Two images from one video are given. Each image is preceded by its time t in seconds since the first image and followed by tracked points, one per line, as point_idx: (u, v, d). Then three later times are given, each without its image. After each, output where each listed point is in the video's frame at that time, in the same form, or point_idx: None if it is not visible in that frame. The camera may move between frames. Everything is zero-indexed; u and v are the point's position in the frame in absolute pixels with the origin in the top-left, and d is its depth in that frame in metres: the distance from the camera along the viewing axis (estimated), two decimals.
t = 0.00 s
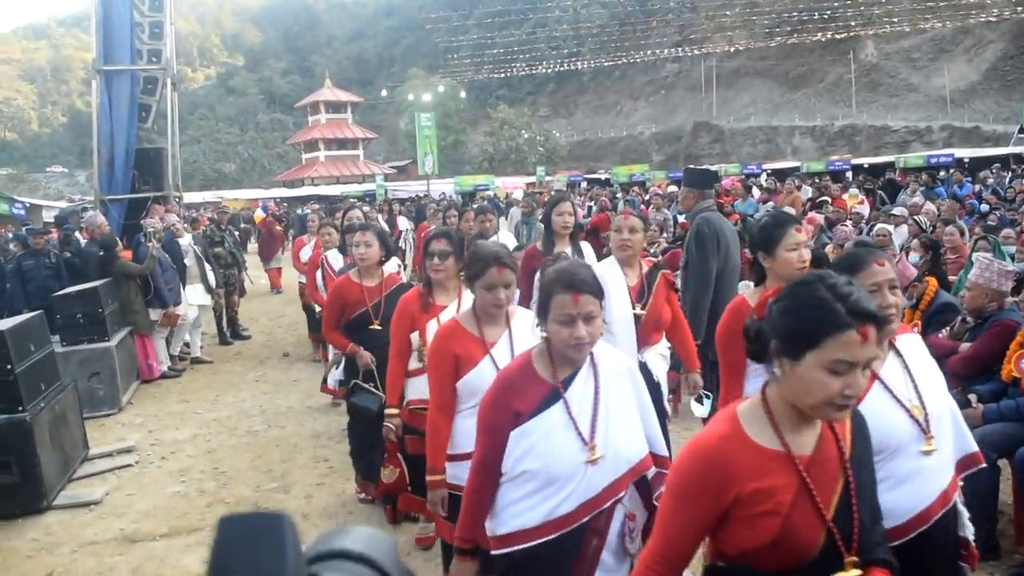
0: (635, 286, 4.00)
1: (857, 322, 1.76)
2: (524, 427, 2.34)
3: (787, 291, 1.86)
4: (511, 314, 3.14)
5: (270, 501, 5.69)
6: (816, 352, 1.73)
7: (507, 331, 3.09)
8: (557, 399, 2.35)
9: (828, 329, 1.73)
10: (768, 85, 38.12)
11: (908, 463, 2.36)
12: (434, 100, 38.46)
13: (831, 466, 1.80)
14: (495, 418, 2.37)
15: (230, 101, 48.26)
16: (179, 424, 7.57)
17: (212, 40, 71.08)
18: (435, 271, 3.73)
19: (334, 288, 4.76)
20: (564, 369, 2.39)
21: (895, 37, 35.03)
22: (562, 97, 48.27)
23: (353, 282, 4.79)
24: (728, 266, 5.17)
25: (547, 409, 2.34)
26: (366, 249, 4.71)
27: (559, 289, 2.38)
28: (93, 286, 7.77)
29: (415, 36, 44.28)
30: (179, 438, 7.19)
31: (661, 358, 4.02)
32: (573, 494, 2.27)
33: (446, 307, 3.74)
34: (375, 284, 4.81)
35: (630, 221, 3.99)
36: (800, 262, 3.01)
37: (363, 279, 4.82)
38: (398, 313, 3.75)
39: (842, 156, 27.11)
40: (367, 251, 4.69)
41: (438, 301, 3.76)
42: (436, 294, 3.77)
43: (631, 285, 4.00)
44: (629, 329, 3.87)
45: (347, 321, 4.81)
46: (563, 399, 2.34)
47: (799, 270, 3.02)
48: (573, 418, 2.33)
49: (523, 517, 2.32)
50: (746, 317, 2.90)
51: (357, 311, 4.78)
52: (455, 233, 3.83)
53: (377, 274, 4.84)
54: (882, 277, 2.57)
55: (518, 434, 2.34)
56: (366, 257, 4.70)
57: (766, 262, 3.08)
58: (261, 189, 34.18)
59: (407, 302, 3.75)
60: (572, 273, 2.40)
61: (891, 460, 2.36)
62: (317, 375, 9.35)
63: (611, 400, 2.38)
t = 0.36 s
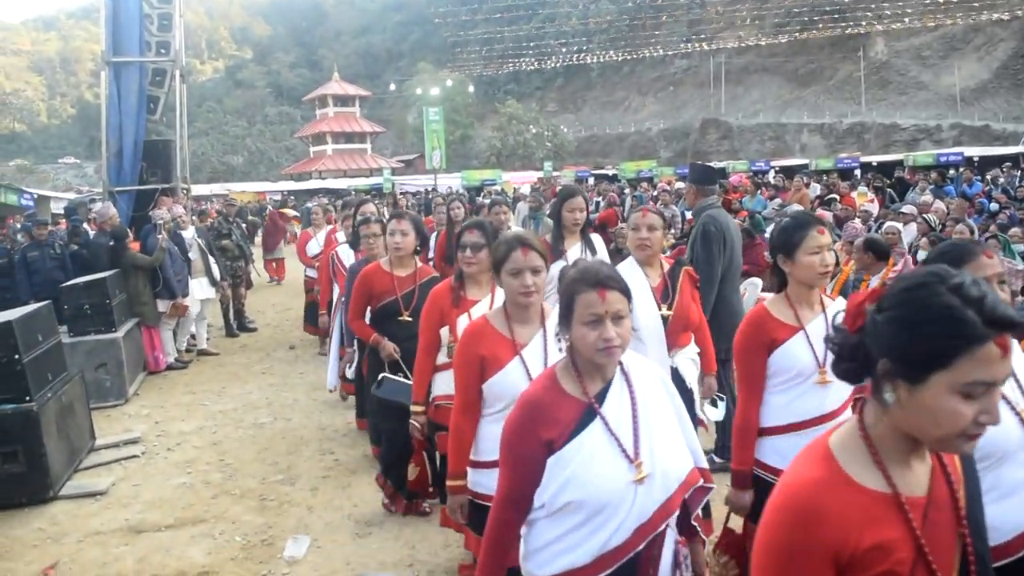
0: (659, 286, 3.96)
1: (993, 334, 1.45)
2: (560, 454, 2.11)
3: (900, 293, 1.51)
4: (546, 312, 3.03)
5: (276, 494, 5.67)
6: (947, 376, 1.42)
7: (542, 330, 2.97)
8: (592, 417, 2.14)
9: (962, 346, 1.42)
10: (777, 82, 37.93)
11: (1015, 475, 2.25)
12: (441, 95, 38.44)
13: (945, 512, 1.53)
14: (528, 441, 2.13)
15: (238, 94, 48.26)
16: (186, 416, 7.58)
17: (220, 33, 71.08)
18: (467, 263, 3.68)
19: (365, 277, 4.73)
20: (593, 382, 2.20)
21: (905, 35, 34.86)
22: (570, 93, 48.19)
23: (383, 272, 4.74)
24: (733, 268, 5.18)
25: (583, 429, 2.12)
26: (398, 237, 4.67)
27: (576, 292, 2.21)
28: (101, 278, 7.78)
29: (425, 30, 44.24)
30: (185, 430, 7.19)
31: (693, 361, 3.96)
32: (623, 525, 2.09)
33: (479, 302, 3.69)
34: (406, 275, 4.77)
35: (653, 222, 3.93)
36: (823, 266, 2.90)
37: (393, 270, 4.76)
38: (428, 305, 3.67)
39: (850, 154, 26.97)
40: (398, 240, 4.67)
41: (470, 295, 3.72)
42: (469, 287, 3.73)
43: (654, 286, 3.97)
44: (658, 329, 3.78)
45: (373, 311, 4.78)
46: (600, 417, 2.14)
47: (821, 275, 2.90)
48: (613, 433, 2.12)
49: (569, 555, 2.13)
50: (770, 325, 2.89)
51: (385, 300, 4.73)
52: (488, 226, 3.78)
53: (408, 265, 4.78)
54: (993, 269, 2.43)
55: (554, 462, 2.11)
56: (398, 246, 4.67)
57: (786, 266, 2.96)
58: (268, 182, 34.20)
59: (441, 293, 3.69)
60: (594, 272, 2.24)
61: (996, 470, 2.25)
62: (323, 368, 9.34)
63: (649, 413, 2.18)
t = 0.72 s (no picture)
0: (688, 292, 3.81)
1: None
2: (600, 489, 1.86)
3: None
4: (562, 329, 2.77)
5: (280, 494, 5.67)
6: None
7: (558, 348, 2.72)
8: (635, 441, 1.88)
9: None
10: (783, 82, 37.83)
11: None
12: (447, 95, 38.47)
13: None
14: (567, 472, 1.86)
15: (244, 94, 48.37)
16: (191, 415, 7.59)
17: (226, 33, 71.22)
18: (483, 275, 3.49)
19: (379, 288, 4.42)
20: (632, 403, 1.94)
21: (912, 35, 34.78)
22: (576, 93, 48.21)
23: (398, 281, 4.44)
24: (734, 271, 5.16)
25: (623, 458, 1.87)
26: (413, 244, 4.38)
27: (619, 303, 1.94)
28: (106, 277, 7.78)
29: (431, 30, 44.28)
30: (191, 430, 7.19)
31: (721, 370, 3.75)
32: (672, 557, 1.86)
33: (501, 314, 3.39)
34: (422, 283, 4.45)
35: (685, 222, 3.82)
36: (865, 276, 2.67)
37: (409, 278, 4.45)
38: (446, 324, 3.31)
39: (855, 154, 26.89)
40: (412, 247, 4.38)
41: (491, 309, 3.43)
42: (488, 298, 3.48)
43: (684, 292, 3.80)
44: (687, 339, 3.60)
45: (390, 325, 4.45)
46: (642, 440, 1.88)
47: (864, 285, 2.67)
48: (658, 461, 1.88)
49: None
50: (807, 337, 2.66)
51: (405, 311, 4.42)
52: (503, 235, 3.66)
53: (423, 271, 4.48)
54: None
55: (598, 493, 1.86)
56: (414, 253, 4.39)
57: (823, 275, 2.74)
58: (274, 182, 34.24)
59: (460, 311, 3.31)
60: (632, 277, 1.97)
61: None
62: (328, 369, 9.33)
63: (694, 434, 1.94)
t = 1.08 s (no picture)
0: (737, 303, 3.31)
1: None
2: (685, 516, 1.67)
3: None
4: (588, 338, 2.58)
5: (289, 494, 5.67)
6: None
7: (588, 361, 2.53)
8: (728, 468, 1.70)
9: None
10: (789, 82, 37.70)
11: None
12: (453, 95, 38.54)
13: None
14: (646, 495, 1.69)
15: (251, 95, 48.43)
16: (199, 416, 7.59)
17: (232, 34, 71.35)
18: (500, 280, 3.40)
19: (395, 292, 4.32)
20: (726, 423, 1.76)
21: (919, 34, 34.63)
22: (582, 93, 48.20)
23: (416, 284, 4.34)
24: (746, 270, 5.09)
25: (717, 481, 1.69)
26: (433, 245, 4.29)
27: (718, 313, 1.75)
28: (114, 278, 7.79)
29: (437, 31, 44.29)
30: (199, 430, 7.20)
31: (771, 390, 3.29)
32: None
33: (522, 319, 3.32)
34: (440, 284, 4.38)
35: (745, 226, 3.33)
36: (922, 279, 2.51)
37: (427, 280, 4.37)
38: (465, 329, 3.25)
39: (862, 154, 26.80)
40: (430, 248, 4.30)
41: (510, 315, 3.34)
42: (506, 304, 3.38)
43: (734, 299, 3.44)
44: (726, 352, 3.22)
45: (410, 330, 4.37)
46: (736, 467, 1.70)
47: (919, 289, 2.51)
48: (752, 492, 1.69)
49: None
50: (858, 345, 2.50)
51: (427, 316, 4.33)
52: (522, 236, 3.51)
53: (440, 273, 4.40)
54: None
55: (685, 523, 1.68)
56: (435, 255, 4.31)
57: (876, 278, 2.58)
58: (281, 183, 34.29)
59: (478, 315, 3.26)
60: (732, 288, 1.77)
61: None
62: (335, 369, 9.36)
63: (790, 463, 1.74)
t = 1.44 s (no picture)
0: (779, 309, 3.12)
1: None
2: (768, 529, 1.64)
3: None
4: (652, 347, 2.42)
5: (296, 492, 5.67)
6: None
7: (653, 372, 2.36)
8: (820, 484, 1.64)
9: None
10: (797, 80, 37.54)
11: None
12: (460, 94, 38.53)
13: None
14: (723, 505, 1.67)
15: (258, 94, 48.52)
16: (206, 414, 7.60)
17: (239, 33, 71.41)
18: (536, 287, 3.15)
19: (432, 292, 4.02)
20: (820, 437, 1.68)
21: (928, 32, 34.38)
22: (589, 92, 48.11)
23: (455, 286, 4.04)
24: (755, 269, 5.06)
25: (804, 498, 1.64)
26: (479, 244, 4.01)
27: (831, 323, 1.66)
28: (122, 277, 7.80)
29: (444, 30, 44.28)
30: (206, 429, 7.21)
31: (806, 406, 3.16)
32: None
33: (552, 333, 3.10)
34: (479, 286, 4.07)
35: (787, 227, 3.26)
36: (985, 289, 2.50)
37: (466, 281, 4.06)
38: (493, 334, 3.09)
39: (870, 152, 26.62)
40: (473, 246, 3.99)
41: (540, 326, 3.12)
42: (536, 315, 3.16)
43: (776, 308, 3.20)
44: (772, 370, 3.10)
45: (443, 332, 4.08)
46: (829, 484, 1.64)
47: (982, 300, 2.51)
48: (845, 512, 1.63)
49: None
50: (916, 363, 2.54)
51: (461, 318, 4.04)
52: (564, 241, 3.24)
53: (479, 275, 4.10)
54: None
55: (763, 534, 1.64)
56: (481, 253, 4.02)
57: (935, 288, 2.59)
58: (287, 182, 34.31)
59: (504, 324, 3.09)
60: (850, 295, 1.67)
61: None
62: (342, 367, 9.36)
63: (892, 483, 1.67)
